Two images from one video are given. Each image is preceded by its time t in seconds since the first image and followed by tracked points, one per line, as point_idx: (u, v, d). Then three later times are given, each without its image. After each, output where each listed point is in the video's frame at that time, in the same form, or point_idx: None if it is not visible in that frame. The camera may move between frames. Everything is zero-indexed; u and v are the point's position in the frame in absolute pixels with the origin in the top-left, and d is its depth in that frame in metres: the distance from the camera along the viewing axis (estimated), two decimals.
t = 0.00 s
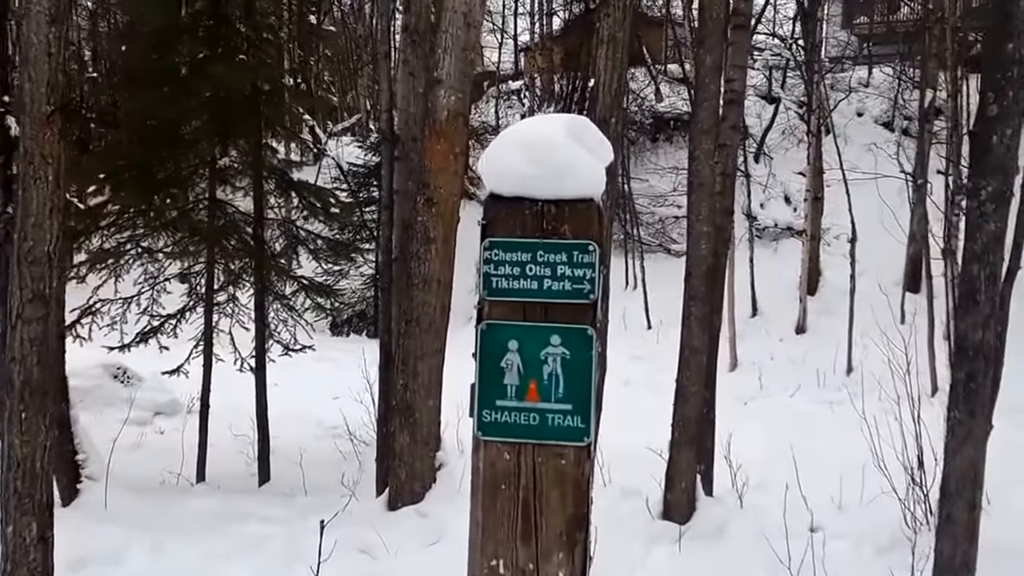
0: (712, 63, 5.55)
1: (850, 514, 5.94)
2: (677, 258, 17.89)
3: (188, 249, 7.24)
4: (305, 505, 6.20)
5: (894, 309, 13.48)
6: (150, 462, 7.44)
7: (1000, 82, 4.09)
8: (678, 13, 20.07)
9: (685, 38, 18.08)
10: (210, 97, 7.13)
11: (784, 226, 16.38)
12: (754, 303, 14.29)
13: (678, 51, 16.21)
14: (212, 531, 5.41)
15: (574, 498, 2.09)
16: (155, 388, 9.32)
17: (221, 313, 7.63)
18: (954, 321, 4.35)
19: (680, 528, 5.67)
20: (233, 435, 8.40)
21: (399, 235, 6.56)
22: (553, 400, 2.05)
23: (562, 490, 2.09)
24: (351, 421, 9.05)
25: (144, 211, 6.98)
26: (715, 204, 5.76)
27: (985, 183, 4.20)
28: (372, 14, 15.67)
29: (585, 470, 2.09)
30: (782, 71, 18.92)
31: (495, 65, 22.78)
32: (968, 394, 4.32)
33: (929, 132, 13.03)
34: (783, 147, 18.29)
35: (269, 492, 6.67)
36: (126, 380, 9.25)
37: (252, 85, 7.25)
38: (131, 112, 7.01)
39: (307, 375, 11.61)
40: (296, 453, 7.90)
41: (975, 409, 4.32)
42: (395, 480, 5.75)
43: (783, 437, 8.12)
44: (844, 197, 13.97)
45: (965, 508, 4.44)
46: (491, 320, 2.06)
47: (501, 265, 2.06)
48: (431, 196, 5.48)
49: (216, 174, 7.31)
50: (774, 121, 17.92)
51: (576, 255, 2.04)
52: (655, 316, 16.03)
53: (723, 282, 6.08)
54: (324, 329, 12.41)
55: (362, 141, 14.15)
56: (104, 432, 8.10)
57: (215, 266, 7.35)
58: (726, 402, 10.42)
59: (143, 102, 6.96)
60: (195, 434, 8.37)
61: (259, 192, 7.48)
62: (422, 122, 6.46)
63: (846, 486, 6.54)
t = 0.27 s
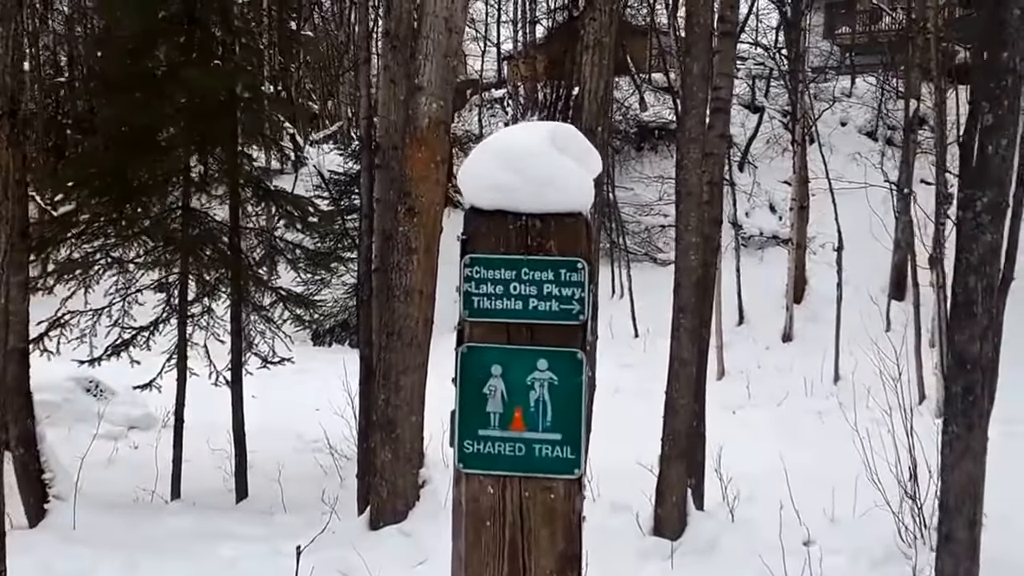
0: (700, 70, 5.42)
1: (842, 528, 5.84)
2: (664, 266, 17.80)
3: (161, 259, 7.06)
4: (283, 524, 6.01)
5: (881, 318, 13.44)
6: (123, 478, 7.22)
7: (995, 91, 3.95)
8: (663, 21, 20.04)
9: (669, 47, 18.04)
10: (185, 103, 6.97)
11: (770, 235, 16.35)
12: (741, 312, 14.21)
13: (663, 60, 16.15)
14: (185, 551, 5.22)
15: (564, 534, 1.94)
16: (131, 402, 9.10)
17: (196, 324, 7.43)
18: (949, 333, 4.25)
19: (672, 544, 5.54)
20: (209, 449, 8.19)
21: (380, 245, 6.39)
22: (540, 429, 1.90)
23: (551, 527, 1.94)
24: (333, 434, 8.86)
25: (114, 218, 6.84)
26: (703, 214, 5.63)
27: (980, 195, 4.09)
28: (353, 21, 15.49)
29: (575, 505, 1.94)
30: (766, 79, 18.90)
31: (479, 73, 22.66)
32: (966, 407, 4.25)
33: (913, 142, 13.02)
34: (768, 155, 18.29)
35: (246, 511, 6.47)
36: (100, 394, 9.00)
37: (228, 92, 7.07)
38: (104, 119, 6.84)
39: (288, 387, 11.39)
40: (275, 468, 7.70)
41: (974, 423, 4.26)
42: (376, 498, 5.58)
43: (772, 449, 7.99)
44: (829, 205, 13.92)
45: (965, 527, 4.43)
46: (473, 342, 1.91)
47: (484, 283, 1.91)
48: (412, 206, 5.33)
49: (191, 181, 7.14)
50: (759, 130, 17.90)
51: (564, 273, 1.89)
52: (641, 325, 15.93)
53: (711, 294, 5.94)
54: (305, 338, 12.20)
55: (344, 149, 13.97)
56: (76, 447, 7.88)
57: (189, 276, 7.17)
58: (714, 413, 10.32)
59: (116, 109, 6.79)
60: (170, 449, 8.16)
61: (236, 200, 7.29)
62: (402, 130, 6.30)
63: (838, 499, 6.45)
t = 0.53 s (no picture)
0: (690, 73, 5.32)
1: (836, 542, 5.72)
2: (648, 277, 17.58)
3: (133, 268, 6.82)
4: (259, 544, 5.78)
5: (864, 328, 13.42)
6: (93, 497, 6.95)
7: (997, 91, 4.12)
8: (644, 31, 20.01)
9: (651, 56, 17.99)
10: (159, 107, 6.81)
11: (752, 244, 16.25)
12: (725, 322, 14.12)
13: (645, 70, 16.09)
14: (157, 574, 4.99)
15: (566, 563, 1.76)
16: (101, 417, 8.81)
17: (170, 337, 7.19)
18: (952, 343, 4.34)
19: (663, 561, 5.38)
20: (183, 466, 7.93)
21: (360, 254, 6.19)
22: (539, 447, 1.73)
23: (553, 556, 1.76)
24: (311, 449, 8.63)
25: (85, 225, 6.60)
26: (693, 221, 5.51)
27: (982, 200, 4.20)
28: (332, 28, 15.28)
29: (579, 530, 1.77)
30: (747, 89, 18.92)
31: (458, 82, 22.51)
32: (969, 419, 4.33)
33: (895, 151, 13.05)
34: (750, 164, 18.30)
35: (221, 530, 6.23)
36: (69, 410, 8.69)
37: (204, 96, 6.88)
38: (75, 123, 6.61)
39: (266, 400, 11.13)
40: (252, 485, 7.47)
41: (974, 436, 4.34)
42: (358, 518, 5.39)
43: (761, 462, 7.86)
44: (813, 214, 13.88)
45: (966, 543, 4.43)
46: (466, 351, 1.74)
47: (477, 287, 1.74)
48: (394, 214, 5.16)
49: (165, 188, 6.92)
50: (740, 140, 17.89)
51: (564, 275, 1.72)
52: (625, 336, 15.79)
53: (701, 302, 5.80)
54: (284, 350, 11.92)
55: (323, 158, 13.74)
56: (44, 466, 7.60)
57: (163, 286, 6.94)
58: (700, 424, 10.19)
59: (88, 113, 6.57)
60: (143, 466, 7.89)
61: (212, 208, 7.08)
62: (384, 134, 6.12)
63: (829, 513, 6.33)
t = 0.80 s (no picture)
0: (682, 77, 5.22)
1: (828, 555, 5.62)
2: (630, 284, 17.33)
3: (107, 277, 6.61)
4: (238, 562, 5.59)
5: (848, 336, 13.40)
6: (64, 514, 6.73)
7: (998, 96, 4.14)
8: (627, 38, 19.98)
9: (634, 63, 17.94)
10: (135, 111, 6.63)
11: (735, 252, 16.22)
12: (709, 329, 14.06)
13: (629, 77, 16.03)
14: None
15: None
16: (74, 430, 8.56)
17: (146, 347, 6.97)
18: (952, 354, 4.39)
19: None
20: (159, 480, 7.71)
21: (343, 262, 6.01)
22: (546, 475, 1.58)
23: None
24: (292, 462, 8.43)
25: (57, 234, 6.39)
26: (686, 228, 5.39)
27: (983, 208, 4.24)
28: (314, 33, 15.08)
29: (588, 565, 1.62)
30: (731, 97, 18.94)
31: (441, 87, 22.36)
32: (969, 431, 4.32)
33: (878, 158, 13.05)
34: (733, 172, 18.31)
35: (198, 548, 6.03)
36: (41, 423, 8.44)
37: (182, 98, 6.69)
38: (48, 127, 6.40)
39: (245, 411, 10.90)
40: (230, 500, 7.27)
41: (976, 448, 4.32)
42: (341, 535, 5.22)
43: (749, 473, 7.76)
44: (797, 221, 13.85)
45: (967, 558, 4.40)
46: (466, 372, 1.59)
47: (477, 302, 1.60)
48: (378, 221, 5.00)
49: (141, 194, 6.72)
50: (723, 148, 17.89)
51: (572, 288, 1.58)
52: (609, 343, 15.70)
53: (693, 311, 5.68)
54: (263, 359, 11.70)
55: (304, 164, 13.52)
56: (13, 481, 7.35)
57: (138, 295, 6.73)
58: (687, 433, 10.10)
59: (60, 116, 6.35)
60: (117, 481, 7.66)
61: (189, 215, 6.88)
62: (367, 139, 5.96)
63: (820, 525, 6.23)
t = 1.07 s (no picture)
0: (676, 79, 5.10)
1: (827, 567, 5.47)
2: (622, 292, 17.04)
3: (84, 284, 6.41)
4: None
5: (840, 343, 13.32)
6: (39, 530, 6.51)
7: (1000, 96, 4.01)
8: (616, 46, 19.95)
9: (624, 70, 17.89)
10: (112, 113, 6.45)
11: (725, 259, 16.14)
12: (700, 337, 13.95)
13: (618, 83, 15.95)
14: None
15: None
16: (51, 444, 8.33)
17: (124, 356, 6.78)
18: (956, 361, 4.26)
19: None
20: (139, 495, 7.50)
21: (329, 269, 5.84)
22: (548, 495, 1.43)
23: None
24: (278, 475, 8.23)
25: (31, 240, 6.19)
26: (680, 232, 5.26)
27: (986, 209, 4.12)
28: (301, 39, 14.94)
29: None
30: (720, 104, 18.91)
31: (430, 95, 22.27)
32: (974, 439, 4.18)
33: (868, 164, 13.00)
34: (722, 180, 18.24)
35: (179, 566, 5.83)
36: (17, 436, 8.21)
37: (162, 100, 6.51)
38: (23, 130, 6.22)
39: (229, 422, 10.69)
40: (213, 515, 7.06)
41: (982, 456, 4.18)
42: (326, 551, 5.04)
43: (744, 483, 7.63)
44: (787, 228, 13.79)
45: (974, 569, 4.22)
46: (459, 382, 1.44)
47: (472, 303, 1.45)
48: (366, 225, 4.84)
49: (120, 199, 6.53)
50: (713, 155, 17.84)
51: (576, 288, 1.43)
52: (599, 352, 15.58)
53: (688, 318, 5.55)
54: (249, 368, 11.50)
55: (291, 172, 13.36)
56: None
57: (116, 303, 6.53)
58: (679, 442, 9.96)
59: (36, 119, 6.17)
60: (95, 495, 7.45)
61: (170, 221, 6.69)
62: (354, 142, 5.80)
63: (818, 536, 6.08)
